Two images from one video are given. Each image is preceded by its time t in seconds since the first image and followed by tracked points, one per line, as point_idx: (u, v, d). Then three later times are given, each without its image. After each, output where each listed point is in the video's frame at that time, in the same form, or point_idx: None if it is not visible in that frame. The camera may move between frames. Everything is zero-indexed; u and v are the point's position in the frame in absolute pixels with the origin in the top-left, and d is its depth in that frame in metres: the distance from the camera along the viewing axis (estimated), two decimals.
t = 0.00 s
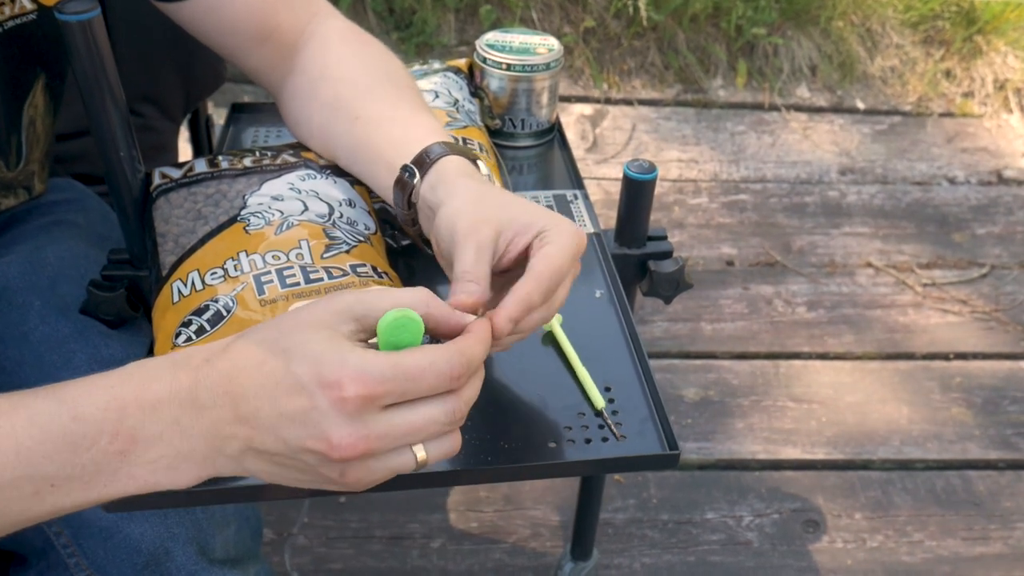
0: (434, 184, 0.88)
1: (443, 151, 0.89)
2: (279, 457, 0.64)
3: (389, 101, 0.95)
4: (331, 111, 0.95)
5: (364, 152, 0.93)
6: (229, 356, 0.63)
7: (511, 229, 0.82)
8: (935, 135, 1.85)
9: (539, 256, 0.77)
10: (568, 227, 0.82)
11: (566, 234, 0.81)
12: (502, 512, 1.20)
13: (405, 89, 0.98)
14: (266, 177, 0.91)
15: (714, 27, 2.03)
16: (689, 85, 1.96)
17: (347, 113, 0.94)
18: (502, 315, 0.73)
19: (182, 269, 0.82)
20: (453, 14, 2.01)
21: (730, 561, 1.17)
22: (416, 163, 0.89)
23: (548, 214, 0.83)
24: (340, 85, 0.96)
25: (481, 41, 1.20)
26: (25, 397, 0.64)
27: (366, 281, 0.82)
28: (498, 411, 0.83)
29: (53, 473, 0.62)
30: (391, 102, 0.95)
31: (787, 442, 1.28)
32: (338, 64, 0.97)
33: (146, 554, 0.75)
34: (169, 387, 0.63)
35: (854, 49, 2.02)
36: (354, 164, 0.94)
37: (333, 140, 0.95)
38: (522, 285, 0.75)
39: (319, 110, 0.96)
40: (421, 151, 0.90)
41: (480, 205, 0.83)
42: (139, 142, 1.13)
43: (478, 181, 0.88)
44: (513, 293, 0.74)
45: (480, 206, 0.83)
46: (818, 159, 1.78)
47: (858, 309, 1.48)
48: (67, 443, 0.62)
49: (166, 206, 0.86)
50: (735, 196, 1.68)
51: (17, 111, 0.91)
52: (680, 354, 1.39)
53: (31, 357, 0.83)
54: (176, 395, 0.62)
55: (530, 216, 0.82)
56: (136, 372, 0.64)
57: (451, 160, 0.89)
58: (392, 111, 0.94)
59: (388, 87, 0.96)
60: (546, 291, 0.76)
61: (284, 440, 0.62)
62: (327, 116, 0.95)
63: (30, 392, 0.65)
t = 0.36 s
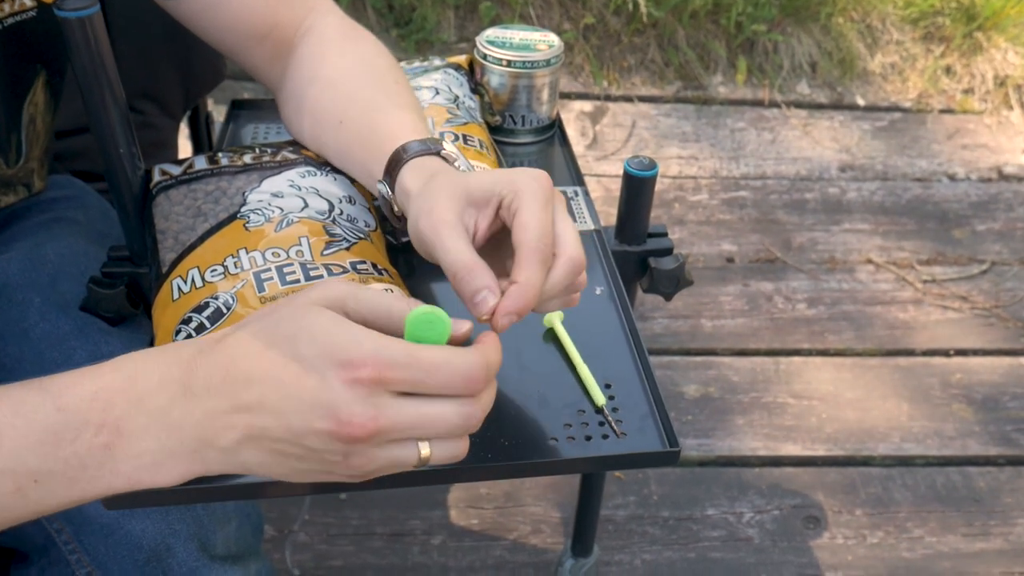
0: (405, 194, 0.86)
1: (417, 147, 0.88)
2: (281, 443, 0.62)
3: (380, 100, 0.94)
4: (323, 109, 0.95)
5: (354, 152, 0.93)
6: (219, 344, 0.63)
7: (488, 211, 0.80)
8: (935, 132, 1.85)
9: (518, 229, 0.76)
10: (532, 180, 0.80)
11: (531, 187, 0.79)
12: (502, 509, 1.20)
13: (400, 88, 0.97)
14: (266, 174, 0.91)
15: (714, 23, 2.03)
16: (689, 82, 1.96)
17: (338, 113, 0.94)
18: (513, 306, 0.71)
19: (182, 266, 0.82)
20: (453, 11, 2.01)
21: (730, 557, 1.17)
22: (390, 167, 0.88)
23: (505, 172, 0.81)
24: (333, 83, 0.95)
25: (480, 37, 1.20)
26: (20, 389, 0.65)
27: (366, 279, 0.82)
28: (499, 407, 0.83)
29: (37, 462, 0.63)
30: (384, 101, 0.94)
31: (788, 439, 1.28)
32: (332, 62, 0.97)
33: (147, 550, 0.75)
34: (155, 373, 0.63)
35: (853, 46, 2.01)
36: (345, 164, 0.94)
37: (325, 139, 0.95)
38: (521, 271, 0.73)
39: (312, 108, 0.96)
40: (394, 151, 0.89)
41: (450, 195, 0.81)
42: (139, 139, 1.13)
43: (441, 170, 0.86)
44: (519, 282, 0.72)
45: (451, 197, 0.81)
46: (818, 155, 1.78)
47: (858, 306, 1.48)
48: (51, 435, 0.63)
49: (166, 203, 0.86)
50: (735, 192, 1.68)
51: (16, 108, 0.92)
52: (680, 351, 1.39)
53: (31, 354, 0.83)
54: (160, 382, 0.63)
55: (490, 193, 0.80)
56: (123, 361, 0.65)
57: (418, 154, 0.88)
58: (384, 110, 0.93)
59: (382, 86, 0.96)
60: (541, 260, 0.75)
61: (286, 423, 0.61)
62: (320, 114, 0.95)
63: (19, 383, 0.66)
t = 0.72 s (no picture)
0: (416, 177, 0.87)
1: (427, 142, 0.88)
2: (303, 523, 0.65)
3: (382, 95, 0.94)
4: (325, 107, 0.96)
5: (358, 150, 0.94)
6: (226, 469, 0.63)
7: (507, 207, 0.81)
8: (932, 132, 1.86)
9: (545, 232, 0.77)
10: (559, 189, 0.80)
11: (558, 197, 0.79)
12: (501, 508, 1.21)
13: (401, 83, 0.97)
14: (267, 173, 0.91)
15: (712, 23, 2.04)
16: (688, 82, 1.97)
17: (340, 111, 0.95)
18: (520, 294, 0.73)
19: (184, 264, 0.82)
20: (452, 11, 2.02)
21: (728, 555, 1.18)
22: (400, 158, 0.89)
23: (534, 178, 0.81)
24: (334, 81, 0.96)
25: (480, 38, 1.21)
26: (26, 445, 0.63)
27: (367, 277, 0.83)
28: (499, 405, 0.83)
29: (54, 527, 0.62)
30: (385, 97, 0.94)
31: (786, 437, 1.29)
32: (333, 59, 0.97)
33: (150, 547, 0.76)
34: (158, 482, 0.63)
35: (851, 45, 2.02)
36: (349, 162, 0.95)
37: (328, 137, 0.96)
38: (539, 264, 0.74)
39: (315, 106, 0.96)
40: (404, 143, 0.90)
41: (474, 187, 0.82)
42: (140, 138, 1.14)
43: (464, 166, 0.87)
44: (534, 274, 0.74)
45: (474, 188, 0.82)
46: (815, 155, 1.79)
47: (855, 305, 1.48)
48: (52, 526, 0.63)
49: (168, 201, 0.87)
50: (733, 192, 1.69)
51: (20, 107, 0.92)
52: (678, 350, 1.40)
53: (34, 352, 0.84)
54: (176, 480, 0.63)
55: (519, 193, 0.80)
56: (134, 454, 0.62)
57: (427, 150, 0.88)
58: (385, 107, 0.93)
59: (383, 82, 0.96)
60: (561, 264, 0.75)
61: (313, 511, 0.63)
62: (323, 112, 0.96)
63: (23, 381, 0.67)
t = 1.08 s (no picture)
0: (413, 181, 0.88)
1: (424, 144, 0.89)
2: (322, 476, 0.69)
3: (380, 98, 0.95)
4: (324, 109, 0.96)
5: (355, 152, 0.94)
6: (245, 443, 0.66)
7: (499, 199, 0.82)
8: (928, 135, 1.87)
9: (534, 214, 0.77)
10: (547, 177, 0.81)
11: (546, 183, 0.81)
12: (498, 509, 1.21)
13: (400, 86, 0.98)
14: (267, 174, 0.92)
15: (709, 26, 2.05)
16: (685, 85, 1.98)
17: (339, 113, 0.95)
18: (514, 273, 0.72)
19: (184, 264, 0.82)
20: (450, 14, 2.02)
21: (725, 557, 1.18)
22: (399, 162, 0.90)
23: (523, 170, 0.83)
24: (333, 84, 0.96)
25: (477, 41, 1.21)
26: (43, 431, 0.65)
27: (366, 277, 0.83)
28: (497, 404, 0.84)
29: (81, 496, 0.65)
30: (383, 99, 0.95)
31: (782, 439, 1.29)
32: (332, 62, 0.97)
33: (149, 547, 0.76)
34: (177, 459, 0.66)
35: (847, 49, 2.03)
36: (347, 163, 0.95)
37: (327, 139, 0.96)
38: (529, 246, 0.75)
39: (313, 108, 0.97)
40: (402, 147, 0.90)
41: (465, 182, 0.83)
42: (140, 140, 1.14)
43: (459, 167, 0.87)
44: (525, 254, 0.74)
45: (465, 183, 0.83)
46: (812, 158, 1.79)
47: (851, 307, 1.49)
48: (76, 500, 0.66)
49: (168, 202, 0.87)
50: (730, 195, 1.69)
51: (21, 109, 0.92)
52: (675, 352, 1.40)
53: (34, 352, 0.85)
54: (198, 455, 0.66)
55: (509, 185, 0.82)
56: (155, 426, 0.65)
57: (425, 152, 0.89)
58: (384, 109, 0.94)
59: (381, 84, 0.96)
60: (553, 244, 0.75)
61: (331, 458, 0.68)
62: (321, 114, 0.96)
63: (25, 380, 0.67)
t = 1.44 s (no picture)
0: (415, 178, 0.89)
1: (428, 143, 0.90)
2: (323, 429, 0.69)
3: (380, 101, 0.95)
4: (324, 112, 0.96)
5: (355, 154, 0.94)
6: (240, 404, 0.66)
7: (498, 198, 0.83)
8: (926, 139, 1.87)
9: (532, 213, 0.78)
10: (546, 177, 0.82)
11: (545, 183, 0.81)
12: (496, 511, 1.21)
13: (400, 89, 0.98)
14: (266, 176, 0.92)
15: (708, 30, 2.05)
16: (683, 88, 1.98)
17: (339, 116, 0.95)
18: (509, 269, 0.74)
19: (184, 266, 0.83)
20: (449, 17, 2.03)
21: (723, 559, 1.18)
22: (400, 163, 0.90)
23: (523, 169, 0.83)
24: (333, 87, 0.97)
25: (477, 44, 1.21)
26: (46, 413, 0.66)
27: (365, 279, 0.84)
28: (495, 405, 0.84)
29: (79, 469, 0.65)
30: (383, 103, 0.95)
31: (779, 442, 1.30)
32: (332, 65, 0.98)
33: (148, 547, 0.76)
34: (174, 426, 0.66)
35: (845, 54, 2.04)
36: (347, 165, 0.96)
37: (326, 141, 0.96)
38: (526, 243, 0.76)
39: (313, 111, 0.97)
40: (405, 148, 0.91)
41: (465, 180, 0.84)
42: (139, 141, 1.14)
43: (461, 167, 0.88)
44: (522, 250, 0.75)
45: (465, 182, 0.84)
46: (810, 162, 1.80)
47: (849, 311, 1.49)
48: (75, 475, 0.66)
49: (167, 204, 0.87)
50: (729, 198, 1.70)
51: (20, 109, 0.93)
52: (673, 355, 1.40)
53: (34, 353, 0.85)
54: (193, 424, 0.66)
55: (509, 184, 0.82)
56: (153, 398, 0.66)
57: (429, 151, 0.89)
58: (384, 112, 0.95)
59: (381, 88, 0.97)
60: (550, 241, 0.76)
61: (322, 416, 0.67)
62: (321, 116, 0.96)
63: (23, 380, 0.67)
